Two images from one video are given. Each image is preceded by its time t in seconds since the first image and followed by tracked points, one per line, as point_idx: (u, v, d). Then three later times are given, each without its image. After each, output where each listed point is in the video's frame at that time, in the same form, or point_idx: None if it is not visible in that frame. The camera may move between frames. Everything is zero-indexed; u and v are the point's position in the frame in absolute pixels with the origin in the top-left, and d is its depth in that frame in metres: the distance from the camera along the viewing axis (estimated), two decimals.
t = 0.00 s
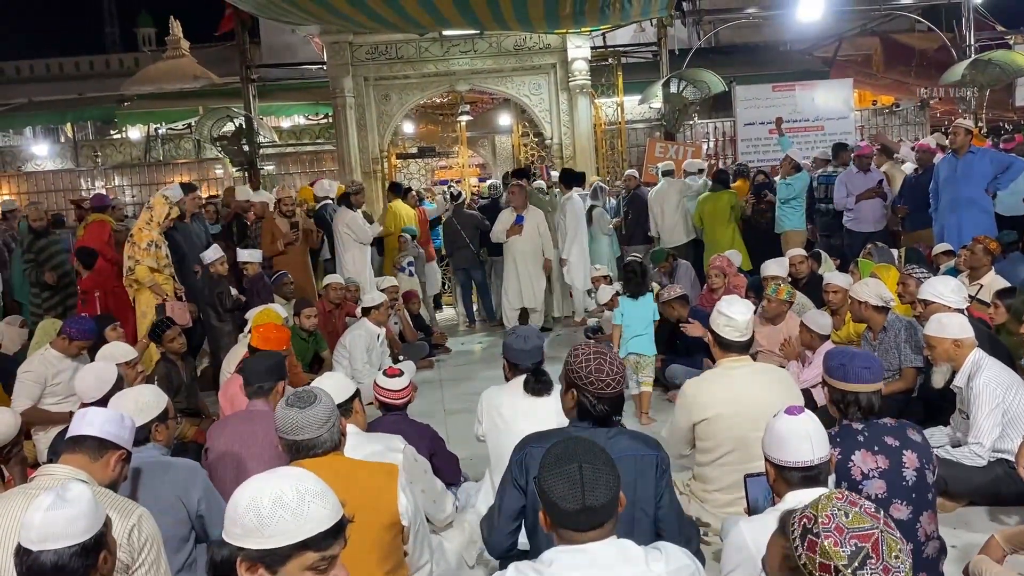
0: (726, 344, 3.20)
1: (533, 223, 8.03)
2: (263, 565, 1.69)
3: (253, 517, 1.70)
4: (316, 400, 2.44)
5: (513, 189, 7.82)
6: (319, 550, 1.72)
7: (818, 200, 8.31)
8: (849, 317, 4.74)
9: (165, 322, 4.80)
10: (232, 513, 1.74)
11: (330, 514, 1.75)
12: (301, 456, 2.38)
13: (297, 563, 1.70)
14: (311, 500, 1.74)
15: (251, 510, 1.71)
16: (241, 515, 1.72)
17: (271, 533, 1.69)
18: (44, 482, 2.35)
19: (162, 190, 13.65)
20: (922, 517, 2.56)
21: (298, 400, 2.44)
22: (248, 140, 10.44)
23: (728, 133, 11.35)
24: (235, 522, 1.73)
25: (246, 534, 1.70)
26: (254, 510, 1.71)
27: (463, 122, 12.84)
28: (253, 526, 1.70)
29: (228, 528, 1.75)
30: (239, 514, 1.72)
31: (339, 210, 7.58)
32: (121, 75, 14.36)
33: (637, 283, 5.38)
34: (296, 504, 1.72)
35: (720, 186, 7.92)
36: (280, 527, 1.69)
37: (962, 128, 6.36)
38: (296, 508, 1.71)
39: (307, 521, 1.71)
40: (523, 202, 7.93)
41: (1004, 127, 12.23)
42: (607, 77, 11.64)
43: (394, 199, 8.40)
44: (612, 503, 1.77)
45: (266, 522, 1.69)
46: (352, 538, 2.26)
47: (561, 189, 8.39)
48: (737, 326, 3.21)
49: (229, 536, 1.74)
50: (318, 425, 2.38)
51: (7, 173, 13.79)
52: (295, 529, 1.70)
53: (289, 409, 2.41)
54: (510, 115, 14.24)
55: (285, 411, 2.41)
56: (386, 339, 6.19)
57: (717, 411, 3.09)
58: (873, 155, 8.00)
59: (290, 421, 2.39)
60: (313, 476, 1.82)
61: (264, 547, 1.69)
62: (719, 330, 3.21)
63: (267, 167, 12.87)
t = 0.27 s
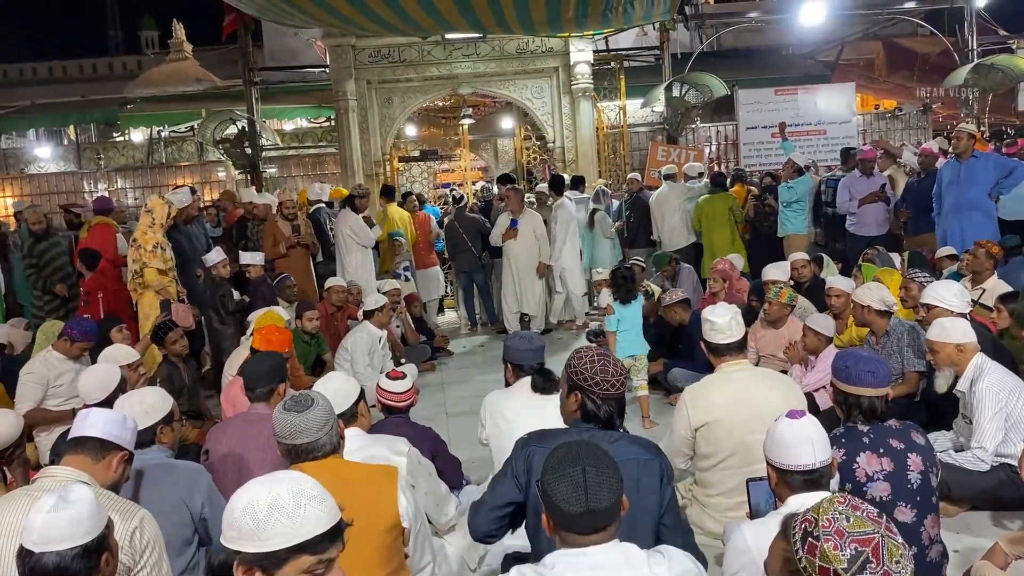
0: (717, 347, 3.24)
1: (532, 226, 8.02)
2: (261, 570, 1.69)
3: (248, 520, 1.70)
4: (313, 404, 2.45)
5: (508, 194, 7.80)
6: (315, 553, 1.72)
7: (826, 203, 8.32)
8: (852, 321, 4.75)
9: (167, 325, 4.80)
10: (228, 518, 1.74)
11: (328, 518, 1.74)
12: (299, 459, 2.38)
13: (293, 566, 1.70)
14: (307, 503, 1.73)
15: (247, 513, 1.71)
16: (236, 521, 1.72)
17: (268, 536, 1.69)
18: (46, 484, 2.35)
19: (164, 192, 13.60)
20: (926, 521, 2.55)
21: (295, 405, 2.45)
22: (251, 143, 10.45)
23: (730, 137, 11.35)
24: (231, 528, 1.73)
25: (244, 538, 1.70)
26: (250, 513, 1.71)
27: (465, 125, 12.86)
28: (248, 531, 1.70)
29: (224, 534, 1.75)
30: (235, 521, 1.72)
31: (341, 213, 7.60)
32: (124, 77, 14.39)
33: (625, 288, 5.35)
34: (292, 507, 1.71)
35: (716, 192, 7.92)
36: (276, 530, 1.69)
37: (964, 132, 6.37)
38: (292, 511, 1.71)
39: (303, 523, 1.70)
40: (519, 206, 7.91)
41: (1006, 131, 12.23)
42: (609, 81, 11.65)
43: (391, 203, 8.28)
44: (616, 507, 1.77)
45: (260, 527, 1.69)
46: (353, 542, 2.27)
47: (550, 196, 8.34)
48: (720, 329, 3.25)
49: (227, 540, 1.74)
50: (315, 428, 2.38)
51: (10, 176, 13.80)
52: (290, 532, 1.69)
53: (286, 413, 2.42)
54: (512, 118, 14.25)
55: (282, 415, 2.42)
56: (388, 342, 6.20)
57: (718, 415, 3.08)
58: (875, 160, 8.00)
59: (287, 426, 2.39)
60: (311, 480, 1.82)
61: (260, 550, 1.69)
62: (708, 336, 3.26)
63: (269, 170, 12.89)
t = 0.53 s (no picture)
0: (717, 350, 3.26)
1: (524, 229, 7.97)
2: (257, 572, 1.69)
3: (237, 527, 1.70)
4: (314, 407, 2.45)
5: (500, 198, 7.80)
6: (306, 553, 1.72)
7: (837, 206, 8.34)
8: (854, 326, 4.75)
9: (169, 327, 4.81)
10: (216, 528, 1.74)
11: (315, 516, 1.75)
12: (300, 463, 2.38)
13: (287, 568, 1.70)
14: (294, 504, 1.73)
15: (235, 518, 1.71)
16: (224, 528, 1.72)
17: (258, 540, 1.69)
18: (47, 486, 2.35)
19: (166, 195, 13.60)
20: (931, 529, 2.58)
21: (296, 407, 2.45)
22: (253, 146, 10.45)
23: (732, 141, 11.34)
24: (221, 536, 1.73)
25: (234, 544, 1.70)
26: (238, 519, 1.70)
27: (467, 129, 12.88)
28: (236, 535, 1.70)
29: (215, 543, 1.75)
30: (223, 528, 1.72)
31: (342, 217, 7.61)
32: (126, 81, 14.43)
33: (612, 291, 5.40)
34: (279, 509, 1.71)
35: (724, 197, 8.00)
36: (265, 532, 1.69)
37: (966, 137, 6.37)
38: (279, 513, 1.71)
39: (292, 525, 1.70)
40: (511, 211, 7.90)
41: (1008, 136, 12.23)
42: (611, 85, 11.65)
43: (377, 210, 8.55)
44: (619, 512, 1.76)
45: (249, 531, 1.69)
46: (354, 547, 2.27)
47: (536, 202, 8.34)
48: (721, 331, 3.27)
49: (218, 547, 1.74)
50: (315, 431, 2.38)
51: (12, 179, 13.81)
52: (279, 534, 1.69)
53: (287, 416, 2.42)
54: (514, 122, 14.25)
55: (283, 418, 2.42)
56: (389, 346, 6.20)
57: (719, 419, 3.08)
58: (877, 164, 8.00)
59: (288, 430, 2.40)
60: (297, 480, 1.82)
61: (251, 554, 1.69)
62: (710, 340, 3.27)
63: (272, 173, 12.90)
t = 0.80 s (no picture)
0: (720, 355, 3.27)
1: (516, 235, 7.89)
2: None
3: (254, 529, 1.70)
4: (317, 412, 2.46)
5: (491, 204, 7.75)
6: (320, 561, 1.72)
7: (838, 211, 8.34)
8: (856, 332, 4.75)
9: (171, 332, 4.81)
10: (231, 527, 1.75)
11: (331, 526, 1.75)
12: (303, 467, 2.39)
13: (299, 574, 1.70)
14: (312, 511, 1.74)
15: (252, 520, 1.71)
16: (240, 528, 1.72)
17: (273, 544, 1.69)
18: (49, 491, 2.36)
19: (168, 200, 13.62)
20: (932, 536, 2.57)
21: (299, 412, 2.46)
22: (255, 151, 10.47)
23: (733, 146, 11.34)
24: (236, 536, 1.73)
25: (247, 545, 1.70)
26: (254, 522, 1.71)
27: (469, 134, 12.90)
28: (252, 538, 1.70)
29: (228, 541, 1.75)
30: (239, 529, 1.72)
31: (344, 221, 7.61)
32: (128, 86, 14.45)
33: (605, 295, 5.50)
34: (297, 516, 1.72)
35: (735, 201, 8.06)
36: (281, 538, 1.69)
37: (967, 142, 6.38)
38: (297, 519, 1.71)
39: (308, 532, 1.71)
40: (502, 216, 7.87)
41: (1010, 142, 12.23)
42: (613, 90, 11.66)
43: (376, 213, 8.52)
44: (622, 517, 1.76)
45: (266, 535, 1.69)
46: (356, 551, 2.27)
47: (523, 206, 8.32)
48: (729, 337, 3.28)
49: (231, 547, 1.74)
50: (319, 437, 2.39)
51: (14, 183, 13.84)
52: (295, 540, 1.70)
53: (291, 421, 2.43)
54: (516, 127, 14.26)
55: (286, 423, 2.42)
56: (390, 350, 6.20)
57: (720, 424, 3.09)
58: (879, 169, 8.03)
59: (291, 435, 2.40)
60: (314, 487, 1.82)
61: (264, 557, 1.69)
62: (714, 345, 3.28)
63: (273, 178, 12.91)
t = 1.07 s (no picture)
0: (726, 362, 3.27)
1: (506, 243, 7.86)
2: None
3: (255, 535, 1.70)
4: (319, 418, 2.46)
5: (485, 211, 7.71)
6: (321, 567, 1.72)
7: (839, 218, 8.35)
8: (857, 339, 4.75)
9: (173, 339, 4.81)
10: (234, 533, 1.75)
11: (332, 532, 1.75)
12: (304, 474, 2.38)
13: None
14: (313, 518, 1.74)
15: (253, 527, 1.71)
16: (242, 535, 1.72)
17: (274, 551, 1.69)
18: (52, 498, 2.36)
19: (169, 207, 13.63)
20: (934, 543, 2.57)
21: (302, 418, 2.46)
22: (257, 159, 10.49)
23: (734, 154, 11.35)
24: (239, 542, 1.73)
25: (250, 552, 1.71)
26: (256, 528, 1.71)
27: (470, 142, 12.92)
28: (254, 543, 1.70)
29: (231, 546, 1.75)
30: (242, 535, 1.72)
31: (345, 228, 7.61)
32: (130, 94, 14.49)
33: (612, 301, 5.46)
34: (298, 522, 1.72)
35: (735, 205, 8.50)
36: (284, 544, 1.69)
37: (969, 150, 6.39)
38: (298, 526, 1.71)
39: (309, 538, 1.71)
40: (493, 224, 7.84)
41: (1011, 150, 12.23)
42: (614, 98, 11.68)
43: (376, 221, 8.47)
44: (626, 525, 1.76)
45: (267, 541, 1.69)
46: (359, 558, 2.27)
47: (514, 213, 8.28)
48: (736, 345, 3.27)
49: (233, 554, 1.74)
50: (321, 443, 2.39)
51: (16, 191, 13.86)
52: (297, 546, 1.70)
53: (293, 427, 2.43)
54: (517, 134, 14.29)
55: (289, 429, 2.42)
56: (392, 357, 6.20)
57: (723, 431, 3.08)
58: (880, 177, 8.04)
59: (293, 442, 2.40)
60: (316, 494, 1.82)
61: (267, 564, 1.69)
62: (719, 352, 3.28)
63: (275, 186, 12.93)
